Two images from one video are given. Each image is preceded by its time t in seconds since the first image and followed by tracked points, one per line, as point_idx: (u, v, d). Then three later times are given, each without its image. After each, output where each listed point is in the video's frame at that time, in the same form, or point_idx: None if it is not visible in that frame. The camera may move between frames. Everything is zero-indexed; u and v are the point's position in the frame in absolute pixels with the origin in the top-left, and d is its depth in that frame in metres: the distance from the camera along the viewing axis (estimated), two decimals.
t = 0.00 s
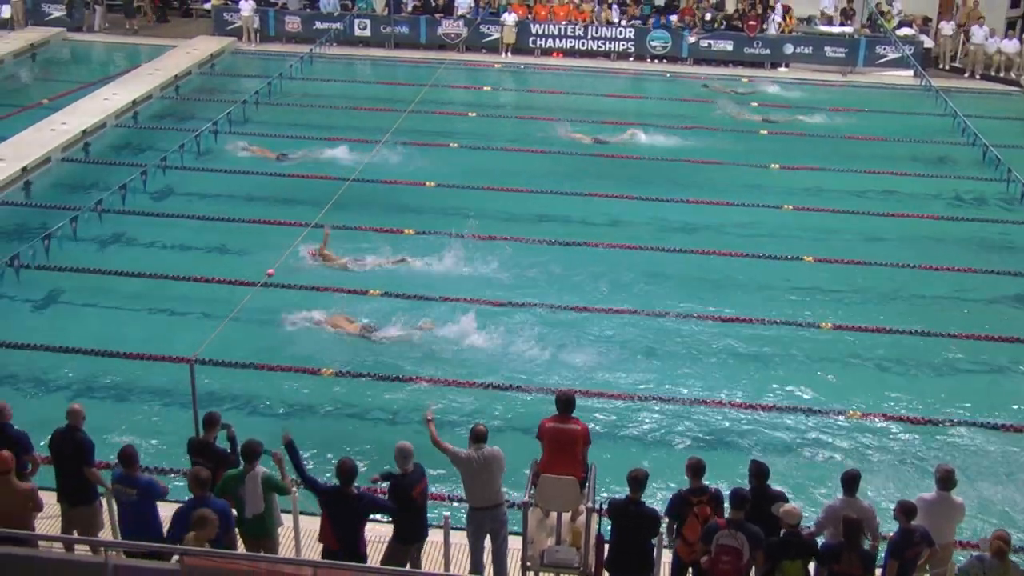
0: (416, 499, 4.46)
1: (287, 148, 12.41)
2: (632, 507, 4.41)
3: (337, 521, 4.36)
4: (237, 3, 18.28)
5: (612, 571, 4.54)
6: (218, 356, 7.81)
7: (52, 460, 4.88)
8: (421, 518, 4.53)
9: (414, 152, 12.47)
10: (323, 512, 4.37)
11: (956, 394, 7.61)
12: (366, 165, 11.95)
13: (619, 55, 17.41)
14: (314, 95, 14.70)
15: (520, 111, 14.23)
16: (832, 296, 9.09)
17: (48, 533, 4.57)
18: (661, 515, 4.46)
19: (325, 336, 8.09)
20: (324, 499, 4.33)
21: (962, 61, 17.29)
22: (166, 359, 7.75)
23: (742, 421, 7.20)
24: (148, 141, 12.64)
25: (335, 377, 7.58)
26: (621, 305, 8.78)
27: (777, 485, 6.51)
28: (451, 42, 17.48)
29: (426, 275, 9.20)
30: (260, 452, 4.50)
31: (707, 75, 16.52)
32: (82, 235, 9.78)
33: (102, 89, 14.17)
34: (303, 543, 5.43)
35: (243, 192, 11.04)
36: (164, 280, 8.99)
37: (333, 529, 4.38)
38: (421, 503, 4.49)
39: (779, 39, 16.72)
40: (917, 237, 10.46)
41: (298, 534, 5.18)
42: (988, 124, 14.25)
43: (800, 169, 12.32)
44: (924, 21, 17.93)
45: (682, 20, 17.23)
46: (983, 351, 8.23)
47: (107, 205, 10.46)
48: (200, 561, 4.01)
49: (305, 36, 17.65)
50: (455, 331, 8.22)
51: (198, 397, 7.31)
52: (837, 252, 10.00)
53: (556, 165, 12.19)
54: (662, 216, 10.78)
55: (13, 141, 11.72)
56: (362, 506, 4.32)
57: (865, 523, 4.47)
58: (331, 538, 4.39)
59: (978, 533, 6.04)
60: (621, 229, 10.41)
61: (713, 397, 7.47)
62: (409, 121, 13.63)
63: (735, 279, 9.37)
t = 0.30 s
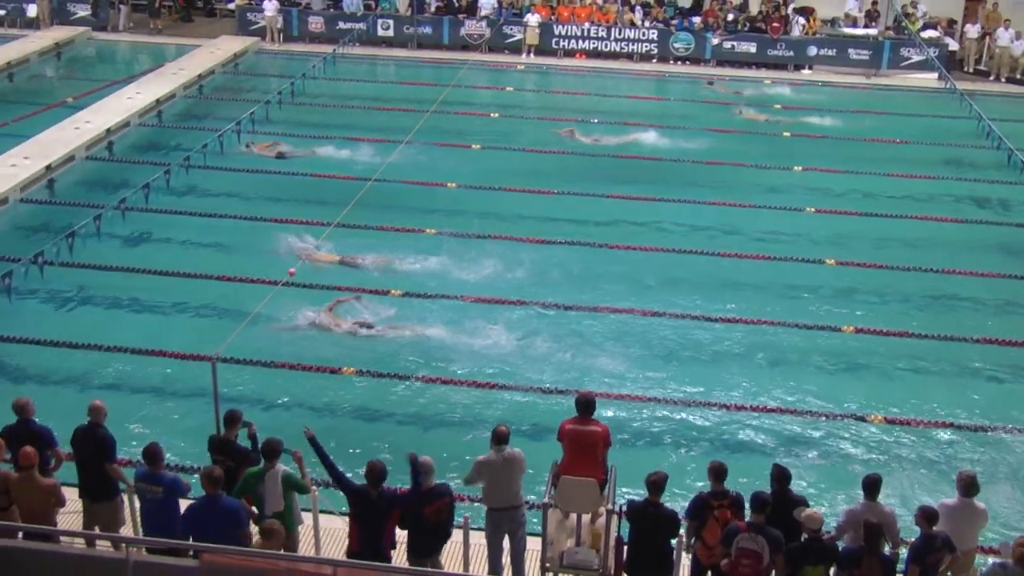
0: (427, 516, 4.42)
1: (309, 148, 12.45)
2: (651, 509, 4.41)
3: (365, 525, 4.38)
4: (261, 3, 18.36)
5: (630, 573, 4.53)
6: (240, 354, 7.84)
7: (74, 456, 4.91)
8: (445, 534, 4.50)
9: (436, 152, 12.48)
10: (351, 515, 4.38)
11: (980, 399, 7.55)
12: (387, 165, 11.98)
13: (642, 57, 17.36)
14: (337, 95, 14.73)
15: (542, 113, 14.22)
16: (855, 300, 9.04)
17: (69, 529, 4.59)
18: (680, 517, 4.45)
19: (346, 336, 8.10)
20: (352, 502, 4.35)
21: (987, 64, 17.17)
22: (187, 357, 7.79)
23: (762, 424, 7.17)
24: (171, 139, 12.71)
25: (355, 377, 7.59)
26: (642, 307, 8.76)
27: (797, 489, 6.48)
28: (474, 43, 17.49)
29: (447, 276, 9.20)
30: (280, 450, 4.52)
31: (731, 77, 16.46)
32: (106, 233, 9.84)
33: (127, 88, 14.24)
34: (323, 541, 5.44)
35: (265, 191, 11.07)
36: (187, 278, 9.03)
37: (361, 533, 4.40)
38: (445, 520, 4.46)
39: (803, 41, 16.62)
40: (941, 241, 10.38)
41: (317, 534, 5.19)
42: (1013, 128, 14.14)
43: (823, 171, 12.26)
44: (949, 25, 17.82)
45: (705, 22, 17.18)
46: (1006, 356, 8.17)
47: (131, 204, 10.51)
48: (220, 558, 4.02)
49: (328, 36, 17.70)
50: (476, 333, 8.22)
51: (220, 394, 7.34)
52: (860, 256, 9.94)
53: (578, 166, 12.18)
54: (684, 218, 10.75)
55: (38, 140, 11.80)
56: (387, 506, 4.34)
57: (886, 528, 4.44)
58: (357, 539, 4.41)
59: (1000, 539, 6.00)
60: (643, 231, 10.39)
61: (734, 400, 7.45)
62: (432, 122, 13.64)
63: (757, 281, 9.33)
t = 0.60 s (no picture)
0: (438, 525, 4.34)
1: (333, 148, 12.49)
2: (673, 513, 4.40)
3: (388, 529, 4.38)
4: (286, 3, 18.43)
5: None
6: (262, 353, 7.86)
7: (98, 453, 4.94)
8: (464, 545, 4.40)
9: (459, 153, 12.49)
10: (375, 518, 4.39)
11: (1004, 406, 7.48)
12: (410, 166, 11.99)
13: (666, 59, 17.30)
14: (361, 96, 14.77)
15: (565, 114, 14.20)
16: (878, 304, 8.98)
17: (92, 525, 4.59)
18: (702, 521, 4.43)
19: (368, 336, 8.12)
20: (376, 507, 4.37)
21: (1014, 67, 17.03)
22: (211, 355, 7.82)
23: (784, 428, 7.14)
24: (196, 139, 12.77)
25: (376, 377, 7.60)
26: (663, 309, 8.74)
27: (819, 493, 6.45)
28: (498, 44, 17.52)
29: (469, 277, 9.21)
30: (301, 449, 4.53)
31: (755, 80, 16.38)
32: (130, 232, 9.90)
33: (152, 87, 14.33)
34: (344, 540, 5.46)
35: (288, 191, 11.11)
36: (210, 276, 9.07)
37: (384, 536, 4.40)
38: (461, 531, 4.35)
39: (828, 43, 16.49)
40: (966, 245, 10.30)
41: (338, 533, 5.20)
42: None
43: (848, 175, 12.19)
44: (977, 27, 17.69)
45: (730, 24, 17.10)
46: None
47: (155, 202, 10.57)
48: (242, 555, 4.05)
49: (353, 36, 17.75)
50: (498, 334, 8.22)
51: (242, 393, 7.37)
52: (884, 260, 9.88)
53: (601, 168, 12.16)
54: (707, 221, 10.71)
55: (64, 138, 11.89)
56: (409, 507, 4.35)
57: (908, 534, 4.41)
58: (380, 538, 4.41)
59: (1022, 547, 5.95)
60: (665, 233, 10.36)
61: (756, 403, 7.42)
62: (455, 123, 13.65)
63: (780, 285, 9.29)
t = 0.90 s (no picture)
0: (465, 527, 4.32)
1: (359, 149, 12.53)
2: (697, 517, 4.39)
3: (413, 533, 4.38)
4: (314, 4, 18.51)
5: None
6: (287, 353, 7.89)
7: (124, 450, 4.98)
8: (491, 547, 4.35)
9: (484, 154, 12.50)
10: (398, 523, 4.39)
11: None
12: (436, 166, 12.02)
13: (694, 62, 17.25)
14: (388, 97, 14.81)
15: (591, 116, 14.20)
16: (905, 309, 8.92)
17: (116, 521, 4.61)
18: (725, 526, 4.41)
19: (392, 337, 8.14)
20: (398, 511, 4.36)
21: None
22: (236, 354, 7.86)
23: (809, 434, 7.10)
24: (223, 138, 12.85)
25: (401, 377, 7.62)
26: (688, 312, 8.71)
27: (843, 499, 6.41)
28: (525, 45, 17.53)
29: (493, 279, 9.21)
30: (325, 448, 4.54)
31: (783, 83, 16.31)
32: (157, 230, 9.95)
33: (181, 87, 14.42)
34: (367, 540, 5.47)
35: (315, 191, 11.15)
36: (236, 275, 9.12)
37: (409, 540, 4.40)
38: (487, 534, 4.32)
39: (856, 47, 16.45)
40: (994, 251, 10.22)
41: (362, 532, 5.21)
42: None
43: (876, 179, 12.11)
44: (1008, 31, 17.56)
45: (758, 26, 17.03)
46: None
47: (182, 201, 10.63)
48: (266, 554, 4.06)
49: (380, 37, 17.83)
50: (523, 336, 8.23)
51: (267, 392, 7.40)
52: (911, 265, 9.82)
53: (627, 170, 12.15)
54: (733, 224, 10.67)
55: (93, 137, 11.98)
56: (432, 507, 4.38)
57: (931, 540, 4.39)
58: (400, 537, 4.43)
59: None
60: (691, 236, 10.33)
61: (780, 408, 7.38)
62: (481, 124, 13.65)
63: (807, 289, 9.24)
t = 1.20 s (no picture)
0: (498, 530, 4.29)
1: (384, 150, 12.56)
2: (719, 520, 4.36)
3: (427, 530, 4.38)
4: (342, 5, 18.59)
5: None
6: (311, 352, 7.92)
7: (148, 448, 5.01)
8: (526, 552, 4.32)
9: (509, 156, 12.50)
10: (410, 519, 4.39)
11: None
12: (462, 168, 12.04)
13: (721, 65, 17.20)
14: (414, 98, 14.84)
15: (617, 118, 14.18)
16: (932, 315, 8.85)
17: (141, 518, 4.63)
18: (749, 532, 4.39)
19: (417, 338, 8.16)
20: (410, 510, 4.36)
21: None
22: (260, 353, 7.89)
23: (833, 439, 7.06)
24: (250, 138, 12.91)
25: (424, 378, 7.63)
26: (713, 316, 8.68)
27: (867, 507, 6.36)
28: (552, 48, 17.53)
29: (518, 280, 9.22)
30: (347, 448, 4.55)
31: (810, 86, 16.24)
32: (183, 229, 10.00)
33: (208, 87, 14.51)
34: (389, 541, 5.48)
35: (340, 191, 11.19)
36: (262, 275, 9.16)
37: (425, 535, 4.39)
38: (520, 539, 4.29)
39: (884, 50, 16.40)
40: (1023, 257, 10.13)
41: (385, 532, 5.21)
42: None
43: (903, 184, 12.03)
44: None
45: (786, 29, 16.97)
46: None
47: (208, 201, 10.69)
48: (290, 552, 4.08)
49: (407, 38, 17.90)
50: (546, 339, 8.22)
51: (291, 391, 7.43)
52: (938, 271, 9.75)
53: (652, 173, 12.13)
54: (758, 228, 10.63)
55: (120, 136, 12.06)
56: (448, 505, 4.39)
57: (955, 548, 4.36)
58: (416, 538, 4.42)
59: None
60: (716, 239, 10.30)
61: (804, 413, 7.34)
62: (507, 125, 13.66)
63: (832, 294, 9.20)
